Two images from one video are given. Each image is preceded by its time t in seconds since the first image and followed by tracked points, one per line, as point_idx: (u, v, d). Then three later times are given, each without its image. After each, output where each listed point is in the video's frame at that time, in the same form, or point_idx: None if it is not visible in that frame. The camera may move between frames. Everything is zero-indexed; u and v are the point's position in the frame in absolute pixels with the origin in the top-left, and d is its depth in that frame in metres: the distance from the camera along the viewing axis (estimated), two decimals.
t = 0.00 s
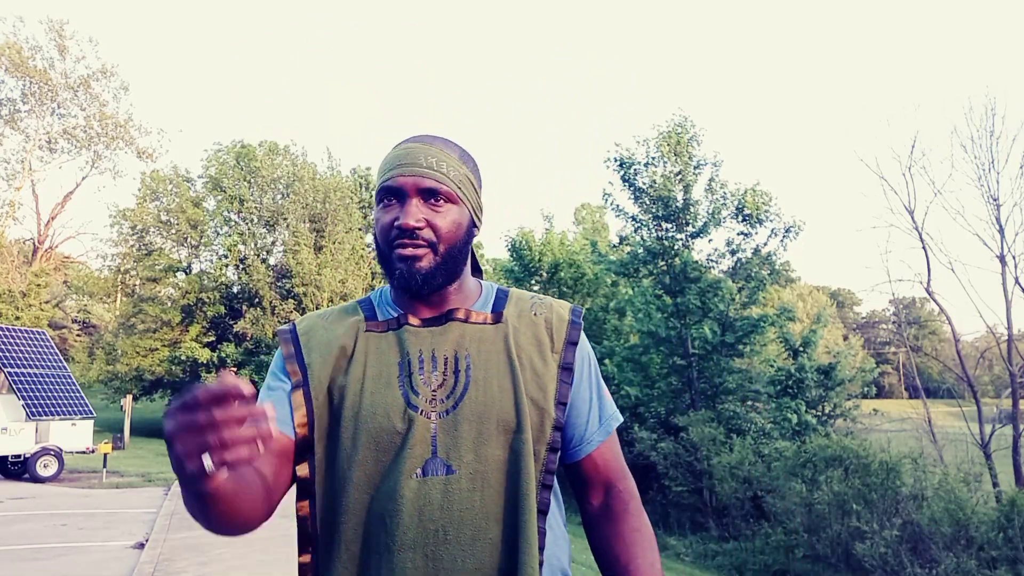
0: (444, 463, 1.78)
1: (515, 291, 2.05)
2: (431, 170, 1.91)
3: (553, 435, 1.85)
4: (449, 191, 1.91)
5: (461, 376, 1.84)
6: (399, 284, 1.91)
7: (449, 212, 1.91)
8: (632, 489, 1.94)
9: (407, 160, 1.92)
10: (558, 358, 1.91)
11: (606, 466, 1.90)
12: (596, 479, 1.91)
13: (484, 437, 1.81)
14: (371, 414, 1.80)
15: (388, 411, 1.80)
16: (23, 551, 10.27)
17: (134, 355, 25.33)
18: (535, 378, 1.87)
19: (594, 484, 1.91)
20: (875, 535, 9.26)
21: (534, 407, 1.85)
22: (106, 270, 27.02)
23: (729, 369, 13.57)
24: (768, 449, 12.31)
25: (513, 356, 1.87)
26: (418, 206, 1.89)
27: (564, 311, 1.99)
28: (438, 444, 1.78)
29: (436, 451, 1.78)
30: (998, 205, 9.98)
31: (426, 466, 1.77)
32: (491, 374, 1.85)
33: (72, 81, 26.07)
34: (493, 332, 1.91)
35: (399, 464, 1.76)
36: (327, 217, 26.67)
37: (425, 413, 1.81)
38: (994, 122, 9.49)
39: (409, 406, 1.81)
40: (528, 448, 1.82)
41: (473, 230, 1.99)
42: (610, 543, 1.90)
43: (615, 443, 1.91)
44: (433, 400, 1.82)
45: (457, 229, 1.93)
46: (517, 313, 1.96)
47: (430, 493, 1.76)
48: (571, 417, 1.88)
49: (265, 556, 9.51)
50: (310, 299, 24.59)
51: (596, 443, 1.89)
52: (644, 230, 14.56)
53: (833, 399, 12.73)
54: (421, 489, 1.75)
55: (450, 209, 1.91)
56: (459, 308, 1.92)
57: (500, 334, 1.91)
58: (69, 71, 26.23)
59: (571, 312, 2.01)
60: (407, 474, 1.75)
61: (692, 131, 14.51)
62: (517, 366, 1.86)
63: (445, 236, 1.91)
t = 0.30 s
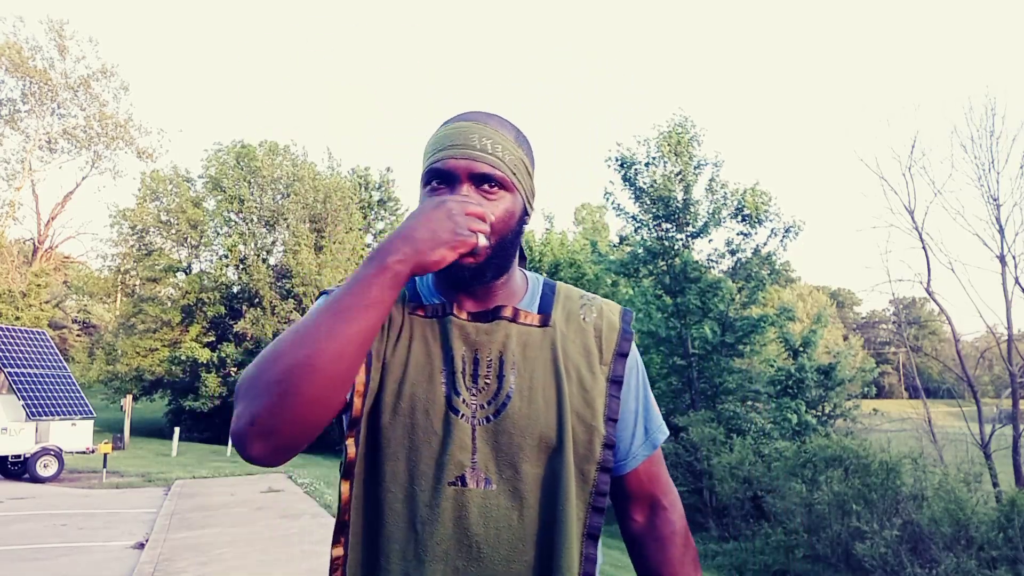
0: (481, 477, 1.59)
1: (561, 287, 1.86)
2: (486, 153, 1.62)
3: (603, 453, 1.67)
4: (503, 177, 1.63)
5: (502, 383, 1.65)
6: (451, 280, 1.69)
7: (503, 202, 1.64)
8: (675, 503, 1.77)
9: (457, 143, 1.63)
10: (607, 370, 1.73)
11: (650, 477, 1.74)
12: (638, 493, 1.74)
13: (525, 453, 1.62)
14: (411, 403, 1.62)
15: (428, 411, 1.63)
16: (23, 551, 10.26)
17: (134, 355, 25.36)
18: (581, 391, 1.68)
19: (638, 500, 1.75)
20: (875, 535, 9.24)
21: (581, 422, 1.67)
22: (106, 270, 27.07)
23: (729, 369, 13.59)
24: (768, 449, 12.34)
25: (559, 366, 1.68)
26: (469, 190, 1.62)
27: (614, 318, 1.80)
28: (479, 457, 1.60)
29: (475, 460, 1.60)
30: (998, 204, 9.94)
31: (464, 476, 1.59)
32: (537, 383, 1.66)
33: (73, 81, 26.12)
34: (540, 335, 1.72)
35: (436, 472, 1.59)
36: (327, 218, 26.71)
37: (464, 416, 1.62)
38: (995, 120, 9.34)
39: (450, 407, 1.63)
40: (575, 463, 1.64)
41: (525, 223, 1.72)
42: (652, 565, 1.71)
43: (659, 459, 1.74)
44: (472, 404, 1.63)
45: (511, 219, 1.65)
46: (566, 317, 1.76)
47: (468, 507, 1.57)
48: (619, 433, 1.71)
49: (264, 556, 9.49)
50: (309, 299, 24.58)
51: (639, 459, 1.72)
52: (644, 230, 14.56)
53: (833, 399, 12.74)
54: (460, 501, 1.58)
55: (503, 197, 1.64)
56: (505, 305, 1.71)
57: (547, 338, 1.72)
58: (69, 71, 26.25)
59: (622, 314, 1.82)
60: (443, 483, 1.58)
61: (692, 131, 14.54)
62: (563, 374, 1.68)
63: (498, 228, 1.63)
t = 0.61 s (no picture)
0: (534, 482, 1.60)
1: (616, 287, 1.92)
2: (571, 137, 1.72)
3: (667, 459, 1.71)
4: (585, 160, 1.72)
5: (559, 388, 1.66)
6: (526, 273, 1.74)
7: (582, 186, 1.71)
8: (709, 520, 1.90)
9: (543, 122, 1.71)
10: (668, 375, 1.77)
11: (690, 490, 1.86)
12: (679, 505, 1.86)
13: (581, 459, 1.63)
14: (463, 403, 1.61)
15: (482, 409, 1.62)
16: (23, 551, 10.26)
17: (134, 355, 25.38)
18: (641, 397, 1.71)
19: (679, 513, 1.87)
20: (875, 535, 9.22)
21: (642, 429, 1.70)
22: (106, 270, 27.09)
23: (729, 369, 13.37)
24: (768, 449, 12.30)
25: (618, 372, 1.70)
26: (553, 170, 1.68)
27: (673, 324, 1.85)
28: (533, 461, 1.61)
29: (529, 465, 1.60)
30: (998, 205, 9.96)
31: (518, 480, 1.59)
32: (596, 386, 1.67)
33: (73, 81, 26.15)
34: (598, 337, 1.74)
35: (491, 476, 1.59)
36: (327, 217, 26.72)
37: (519, 416, 1.63)
38: (995, 119, 9.28)
39: (505, 406, 1.62)
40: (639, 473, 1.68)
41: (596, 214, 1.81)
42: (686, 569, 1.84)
43: (701, 476, 1.86)
44: (527, 404, 1.64)
45: (588, 205, 1.72)
46: (623, 319, 1.81)
47: (520, 512, 1.57)
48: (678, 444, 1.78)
49: (264, 556, 9.49)
50: (309, 298, 24.60)
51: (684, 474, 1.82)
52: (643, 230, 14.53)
53: (833, 399, 12.78)
54: (512, 506, 1.58)
55: (584, 182, 1.72)
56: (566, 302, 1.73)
57: (606, 341, 1.74)
58: (69, 71, 26.25)
59: (678, 320, 1.88)
60: (495, 487, 1.58)
61: (692, 131, 14.56)
62: (624, 378, 1.71)
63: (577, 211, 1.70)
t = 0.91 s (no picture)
0: (551, 466, 1.66)
1: (636, 273, 2.02)
2: (591, 111, 1.86)
3: (697, 442, 1.80)
4: (603, 138, 1.86)
5: (579, 369, 1.74)
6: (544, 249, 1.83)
7: (601, 160, 1.84)
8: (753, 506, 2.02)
9: (567, 97, 1.85)
10: (694, 358, 1.88)
11: (730, 483, 1.97)
12: (720, 499, 1.98)
13: (601, 441, 1.70)
14: (480, 380, 1.66)
15: (498, 388, 1.68)
16: (22, 551, 10.25)
17: (134, 355, 25.40)
18: (665, 379, 1.80)
19: (720, 506, 1.99)
20: (875, 535, 9.22)
21: (666, 411, 1.79)
22: (106, 270, 27.09)
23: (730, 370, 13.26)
24: (768, 448, 12.20)
25: (639, 356, 1.79)
26: (574, 142, 1.81)
27: (697, 309, 1.96)
28: (550, 445, 1.67)
29: (547, 448, 1.67)
30: (998, 205, 9.97)
31: (536, 463, 1.65)
32: (616, 369, 1.76)
33: (73, 81, 26.14)
34: (618, 320, 1.84)
35: (507, 456, 1.64)
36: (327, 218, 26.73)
37: (535, 397, 1.69)
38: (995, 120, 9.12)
39: (523, 386, 1.69)
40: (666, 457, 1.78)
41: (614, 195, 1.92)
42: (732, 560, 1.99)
43: (740, 462, 1.97)
44: (545, 387, 1.71)
45: (606, 178, 1.84)
46: (645, 302, 1.91)
47: (538, 491, 1.64)
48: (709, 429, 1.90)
49: (264, 556, 9.49)
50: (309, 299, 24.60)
51: (722, 462, 1.94)
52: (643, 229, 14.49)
53: (833, 399, 12.80)
54: (530, 487, 1.64)
55: (601, 157, 1.84)
56: (583, 284, 1.82)
57: (626, 324, 1.84)
58: (69, 71, 26.25)
59: (701, 307, 2.00)
60: (511, 468, 1.63)
61: (692, 131, 14.58)
62: (645, 361, 1.80)
63: (596, 186, 1.81)
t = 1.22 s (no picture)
0: (553, 478, 1.72)
1: (644, 277, 2.03)
2: (629, 125, 1.87)
3: (687, 456, 1.84)
4: (635, 156, 1.87)
5: (580, 379, 1.79)
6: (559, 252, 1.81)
7: (631, 177, 1.85)
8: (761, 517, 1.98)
9: (609, 107, 1.86)
10: (694, 369, 1.89)
11: (736, 490, 1.95)
12: (725, 506, 1.95)
13: (600, 452, 1.75)
14: (478, 396, 1.73)
15: (497, 401, 1.73)
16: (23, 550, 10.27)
17: (134, 355, 25.43)
18: (666, 392, 1.84)
19: (725, 513, 1.96)
20: (876, 535, 9.23)
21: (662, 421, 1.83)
22: (106, 270, 27.10)
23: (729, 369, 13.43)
24: (768, 448, 12.20)
25: (640, 365, 1.82)
26: (610, 156, 1.82)
27: (702, 313, 1.96)
28: (550, 456, 1.73)
29: (546, 458, 1.72)
30: (998, 204, 9.97)
31: (535, 475, 1.71)
32: (616, 379, 1.80)
33: (73, 81, 26.13)
34: (621, 326, 1.86)
35: (509, 468, 1.70)
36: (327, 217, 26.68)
37: (536, 410, 1.74)
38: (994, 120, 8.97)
39: (521, 398, 1.74)
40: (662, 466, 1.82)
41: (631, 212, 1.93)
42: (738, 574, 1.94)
43: (746, 470, 1.95)
44: (546, 398, 1.76)
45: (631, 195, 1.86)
46: (648, 310, 1.92)
47: (538, 500, 1.70)
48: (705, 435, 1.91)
49: (265, 556, 9.51)
50: (309, 298, 24.64)
51: (729, 470, 1.93)
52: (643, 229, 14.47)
53: (833, 399, 12.84)
54: (531, 496, 1.70)
55: (629, 174, 1.86)
56: (586, 293, 1.85)
57: (628, 331, 1.86)
58: (69, 71, 26.23)
59: (709, 308, 1.99)
60: (513, 480, 1.70)
61: (692, 132, 14.58)
62: (646, 370, 1.83)
63: (624, 201, 1.82)
